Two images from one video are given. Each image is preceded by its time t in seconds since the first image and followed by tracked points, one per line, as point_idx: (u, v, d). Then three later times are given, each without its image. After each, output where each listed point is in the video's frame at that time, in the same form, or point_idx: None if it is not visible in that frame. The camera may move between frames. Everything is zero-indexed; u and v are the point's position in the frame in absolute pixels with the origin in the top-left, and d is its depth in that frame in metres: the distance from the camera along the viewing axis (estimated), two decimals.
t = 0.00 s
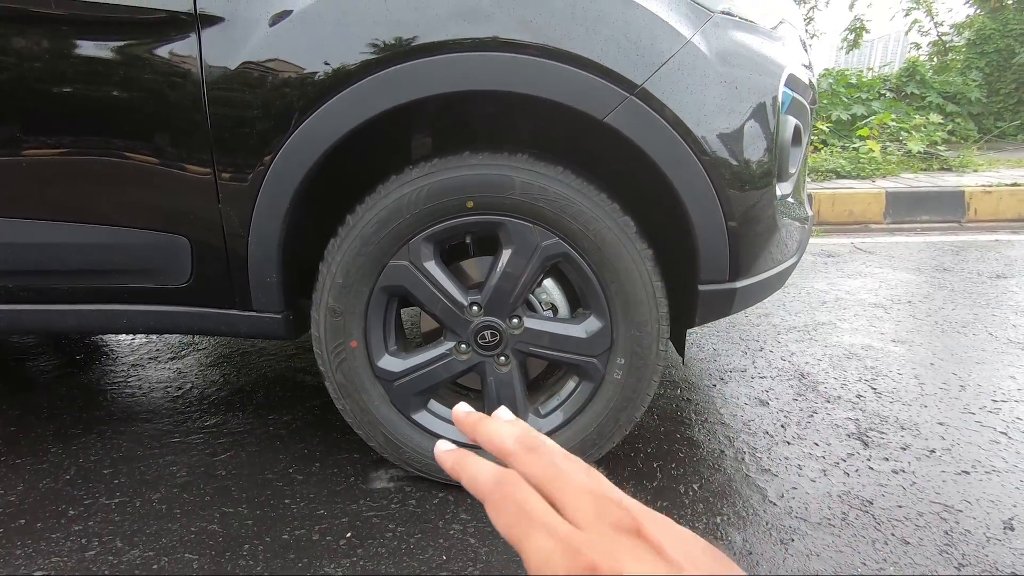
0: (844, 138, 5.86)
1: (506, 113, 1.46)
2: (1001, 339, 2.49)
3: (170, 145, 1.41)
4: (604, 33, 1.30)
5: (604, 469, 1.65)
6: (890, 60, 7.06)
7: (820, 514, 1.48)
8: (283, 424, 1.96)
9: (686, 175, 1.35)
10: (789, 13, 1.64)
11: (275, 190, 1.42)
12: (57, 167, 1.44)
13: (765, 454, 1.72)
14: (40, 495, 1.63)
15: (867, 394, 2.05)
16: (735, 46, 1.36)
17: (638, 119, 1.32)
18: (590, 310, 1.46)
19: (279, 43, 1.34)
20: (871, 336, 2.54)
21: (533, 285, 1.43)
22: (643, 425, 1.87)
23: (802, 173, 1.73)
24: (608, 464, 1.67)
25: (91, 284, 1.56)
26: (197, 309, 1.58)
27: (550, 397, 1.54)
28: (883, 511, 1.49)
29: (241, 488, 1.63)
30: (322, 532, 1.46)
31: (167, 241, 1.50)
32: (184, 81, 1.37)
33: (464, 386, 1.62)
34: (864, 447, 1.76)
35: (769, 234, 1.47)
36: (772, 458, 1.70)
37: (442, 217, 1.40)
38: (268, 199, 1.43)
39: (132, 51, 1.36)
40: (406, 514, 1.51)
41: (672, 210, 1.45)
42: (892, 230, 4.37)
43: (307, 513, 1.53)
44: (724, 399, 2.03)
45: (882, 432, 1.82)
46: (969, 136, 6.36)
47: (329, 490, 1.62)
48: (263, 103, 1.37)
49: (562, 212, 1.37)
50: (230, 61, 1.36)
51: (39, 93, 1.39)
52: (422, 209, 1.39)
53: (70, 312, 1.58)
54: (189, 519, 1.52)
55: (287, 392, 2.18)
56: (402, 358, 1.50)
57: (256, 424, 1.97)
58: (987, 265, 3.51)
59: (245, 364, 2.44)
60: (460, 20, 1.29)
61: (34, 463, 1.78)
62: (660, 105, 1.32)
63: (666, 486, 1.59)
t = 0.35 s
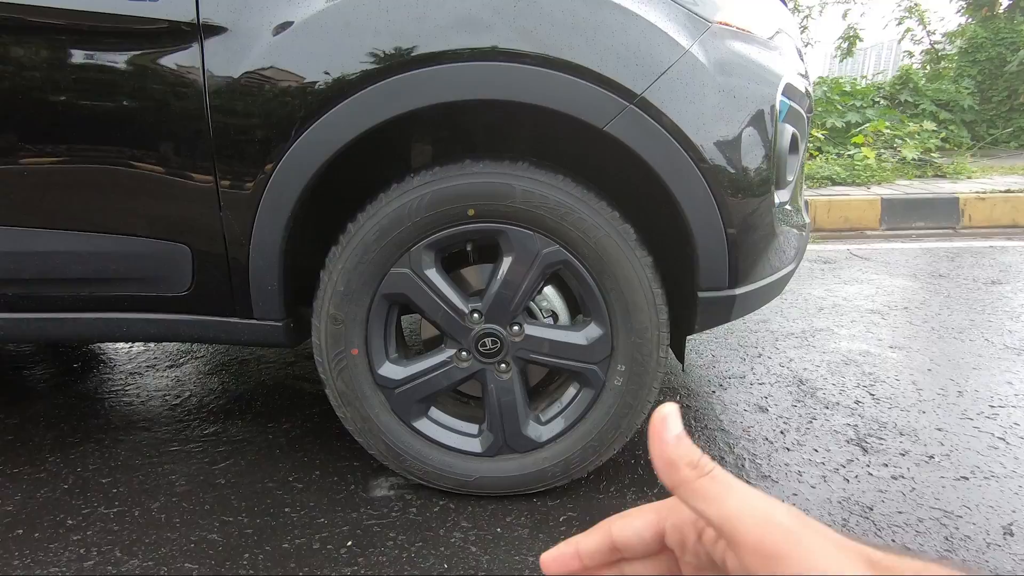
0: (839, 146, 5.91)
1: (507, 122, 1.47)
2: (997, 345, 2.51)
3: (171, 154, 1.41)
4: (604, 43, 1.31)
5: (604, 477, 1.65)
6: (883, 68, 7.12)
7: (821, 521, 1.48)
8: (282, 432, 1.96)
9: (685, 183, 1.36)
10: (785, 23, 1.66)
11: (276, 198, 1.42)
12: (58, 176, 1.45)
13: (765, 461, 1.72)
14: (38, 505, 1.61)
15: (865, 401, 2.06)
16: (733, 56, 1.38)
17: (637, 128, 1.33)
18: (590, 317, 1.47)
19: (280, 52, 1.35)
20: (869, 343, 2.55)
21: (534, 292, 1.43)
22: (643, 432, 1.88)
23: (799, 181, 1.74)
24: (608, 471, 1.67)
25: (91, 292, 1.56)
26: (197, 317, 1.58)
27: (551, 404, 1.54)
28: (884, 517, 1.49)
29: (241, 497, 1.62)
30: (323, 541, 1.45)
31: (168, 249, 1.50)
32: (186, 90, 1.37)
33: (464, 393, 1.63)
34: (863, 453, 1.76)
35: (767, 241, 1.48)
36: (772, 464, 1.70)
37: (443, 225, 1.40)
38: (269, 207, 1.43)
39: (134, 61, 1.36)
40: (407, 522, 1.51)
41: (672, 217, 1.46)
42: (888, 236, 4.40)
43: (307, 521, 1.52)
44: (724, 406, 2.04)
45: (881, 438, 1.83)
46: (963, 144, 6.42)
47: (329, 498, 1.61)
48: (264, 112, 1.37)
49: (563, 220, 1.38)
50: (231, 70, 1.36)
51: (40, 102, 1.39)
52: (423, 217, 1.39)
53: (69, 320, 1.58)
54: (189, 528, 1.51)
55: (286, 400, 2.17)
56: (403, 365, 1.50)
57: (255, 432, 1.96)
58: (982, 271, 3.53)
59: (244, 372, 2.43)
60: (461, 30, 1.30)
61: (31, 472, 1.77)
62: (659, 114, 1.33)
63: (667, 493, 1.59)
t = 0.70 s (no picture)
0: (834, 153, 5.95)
1: (504, 128, 1.48)
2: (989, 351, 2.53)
3: (167, 159, 1.41)
4: (601, 50, 1.32)
5: (600, 482, 1.65)
6: (876, 76, 7.19)
7: (816, 527, 1.48)
8: (277, 437, 1.95)
9: (681, 189, 1.37)
10: (780, 32, 1.67)
11: (272, 203, 1.42)
12: (53, 179, 1.44)
13: (761, 466, 1.72)
14: (29, 511, 1.60)
15: (860, 406, 2.07)
16: (728, 63, 1.39)
17: (633, 135, 1.34)
18: (586, 322, 1.47)
19: (277, 57, 1.35)
20: (863, 349, 2.57)
21: (530, 298, 1.43)
22: (639, 437, 1.88)
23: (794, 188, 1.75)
24: (604, 476, 1.67)
25: (85, 296, 1.55)
26: (191, 321, 1.57)
27: (547, 410, 1.54)
28: (879, 523, 1.49)
29: (234, 503, 1.61)
30: (317, 547, 1.44)
31: (163, 253, 1.50)
32: (183, 95, 1.37)
33: (460, 398, 1.62)
34: (858, 458, 1.77)
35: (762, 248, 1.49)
36: (768, 470, 1.71)
37: (440, 230, 1.41)
38: (265, 212, 1.43)
39: (130, 65, 1.36)
40: (402, 528, 1.50)
41: (668, 224, 1.47)
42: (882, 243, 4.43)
43: (302, 528, 1.51)
44: (719, 411, 2.04)
45: (875, 443, 1.84)
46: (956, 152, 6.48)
47: (324, 504, 1.60)
48: (260, 117, 1.37)
49: (559, 226, 1.38)
50: (228, 75, 1.36)
51: (36, 106, 1.39)
52: (420, 222, 1.40)
53: (62, 324, 1.57)
54: (182, 534, 1.50)
55: (281, 405, 2.16)
56: (398, 371, 1.50)
57: (249, 437, 1.95)
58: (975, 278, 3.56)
59: (239, 377, 2.42)
60: (458, 37, 1.31)
61: (23, 477, 1.75)
62: (654, 121, 1.34)
63: (663, 499, 1.59)
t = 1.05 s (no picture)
0: (826, 158, 5.99)
1: (498, 132, 1.48)
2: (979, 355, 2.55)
3: (161, 161, 1.41)
4: (594, 55, 1.33)
5: (593, 486, 1.65)
6: (868, 83, 7.24)
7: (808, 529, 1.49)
8: (269, 441, 1.94)
9: (673, 194, 1.38)
10: (771, 39, 1.69)
11: (266, 206, 1.42)
12: (45, 181, 1.44)
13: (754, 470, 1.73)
14: (18, 515, 1.59)
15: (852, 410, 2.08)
16: (720, 69, 1.40)
17: (626, 139, 1.35)
18: (579, 326, 1.47)
19: (272, 60, 1.35)
20: (855, 353, 2.58)
21: (523, 301, 1.44)
22: (632, 441, 1.88)
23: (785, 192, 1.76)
24: (597, 480, 1.67)
25: (77, 298, 1.54)
26: (184, 324, 1.56)
27: (540, 413, 1.55)
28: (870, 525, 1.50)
29: (226, 507, 1.61)
30: (309, 551, 1.44)
31: (156, 256, 1.49)
32: (177, 97, 1.37)
33: (453, 402, 1.62)
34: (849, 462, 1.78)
35: (754, 252, 1.50)
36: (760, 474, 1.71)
37: (433, 234, 1.41)
38: (258, 215, 1.43)
39: (125, 67, 1.37)
40: (395, 532, 1.50)
41: (660, 228, 1.47)
42: (874, 248, 4.46)
43: (293, 532, 1.51)
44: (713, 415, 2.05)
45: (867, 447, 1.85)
46: (947, 158, 6.54)
47: (316, 508, 1.60)
48: (255, 120, 1.38)
49: (552, 230, 1.39)
50: (222, 78, 1.37)
51: (29, 108, 1.38)
52: (413, 226, 1.40)
53: (54, 327, 1.57)
54: (173, 538, 1.49)
55: (274, 409, 2.16)
56: (392, 374, 1.50)
57: (241, 441, 1.95)
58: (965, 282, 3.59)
59: (232, 380, 2.41)
60: (453, 42, 1.32)
61: (12, 481, 1.74)
62: (647, 126, 1.35)
63: (656, 502, 1.59)
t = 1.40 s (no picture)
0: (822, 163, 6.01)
1: (494, 138, 1.49)
2: (974, 358, 2.56)
3: (155, 166, 1.41)
4: (589, 60, 1.33)
5: (590, 491, 1.65)
6: (864, 87, 7.28)
7: (804, 534, 1.48)
8: (265, 447, 1.93)
9: (669, 198, 1.38)
10: (765, 44, 1.70)
11: (261, 211, 1.42)
12: (39, 187, 1.43)
13: (750, 474, 1.73)
14: (11, 523, 1.58)
15: (848, 414, 2.08)
16: (714, 75, 1.40)
17: (621, 144, 1.35)
18: (575, 331, 1.47)
19: (268, 65, 1.35)
20: (851, 356, 2.59)
21: (519, 306, 1.44)
22: (629, 445, 1.88)
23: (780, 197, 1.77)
24: (594, 485, 1.67)
25: (72, 304, 1.54)
26: (179, 330, 1.56)
27: (536, 418, 1.54)
28: (866, 530, 1.50)
29: (221, 513, 1.60)
30: (304, 558, 1.43)
31: (150, 261, 1.49)
32: (172, 103, 1.37)
33: (449, 407, 1.62)
34: (846, 466, 1.78)
35: (749, 256, 1.50)
36: (757, 478, 1.71)
37: (429, 239, 1.41)
38: (254, 220, 1.43)
39: (121, 73, 1.37)
40: (390, 538, 1.49)
41: (656, 233, 1.48)
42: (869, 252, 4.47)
43: (289, 538, 1.50)
44: (709, 419, 2.05)
45: (863, 450, 1.85)
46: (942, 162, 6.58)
47: (311, 514, 1.59)
48: (250, 125, 1.38)
49: (548, 234, 1.39)
50: (217, 83, 1.37)
51: (24, 114, 1.38)
52: (409, 231, 1.40)
53: (48, 333, 1.56)
54: (167, 546, 1.48)
55: (269, 414, 2.15)
56: (387, 379, 1.50)
57: (237, 447, 1.94)
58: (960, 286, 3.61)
59: (227, 386, 2.40)
60: (449, 47, 1.32)
61: (5, 489, 1.73)
62: (642, 131, 1.35)
63: (652, 507, 1.59)
